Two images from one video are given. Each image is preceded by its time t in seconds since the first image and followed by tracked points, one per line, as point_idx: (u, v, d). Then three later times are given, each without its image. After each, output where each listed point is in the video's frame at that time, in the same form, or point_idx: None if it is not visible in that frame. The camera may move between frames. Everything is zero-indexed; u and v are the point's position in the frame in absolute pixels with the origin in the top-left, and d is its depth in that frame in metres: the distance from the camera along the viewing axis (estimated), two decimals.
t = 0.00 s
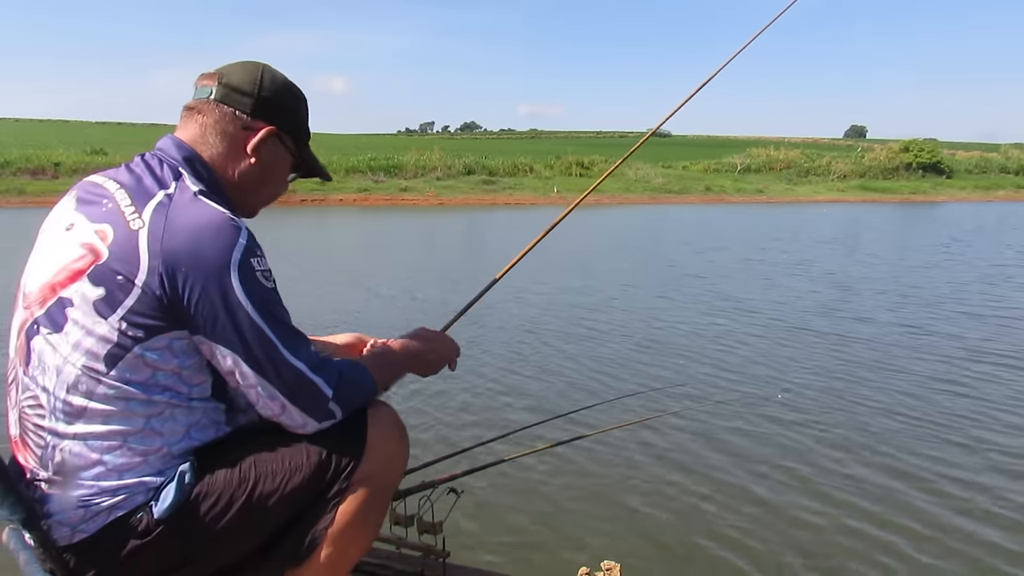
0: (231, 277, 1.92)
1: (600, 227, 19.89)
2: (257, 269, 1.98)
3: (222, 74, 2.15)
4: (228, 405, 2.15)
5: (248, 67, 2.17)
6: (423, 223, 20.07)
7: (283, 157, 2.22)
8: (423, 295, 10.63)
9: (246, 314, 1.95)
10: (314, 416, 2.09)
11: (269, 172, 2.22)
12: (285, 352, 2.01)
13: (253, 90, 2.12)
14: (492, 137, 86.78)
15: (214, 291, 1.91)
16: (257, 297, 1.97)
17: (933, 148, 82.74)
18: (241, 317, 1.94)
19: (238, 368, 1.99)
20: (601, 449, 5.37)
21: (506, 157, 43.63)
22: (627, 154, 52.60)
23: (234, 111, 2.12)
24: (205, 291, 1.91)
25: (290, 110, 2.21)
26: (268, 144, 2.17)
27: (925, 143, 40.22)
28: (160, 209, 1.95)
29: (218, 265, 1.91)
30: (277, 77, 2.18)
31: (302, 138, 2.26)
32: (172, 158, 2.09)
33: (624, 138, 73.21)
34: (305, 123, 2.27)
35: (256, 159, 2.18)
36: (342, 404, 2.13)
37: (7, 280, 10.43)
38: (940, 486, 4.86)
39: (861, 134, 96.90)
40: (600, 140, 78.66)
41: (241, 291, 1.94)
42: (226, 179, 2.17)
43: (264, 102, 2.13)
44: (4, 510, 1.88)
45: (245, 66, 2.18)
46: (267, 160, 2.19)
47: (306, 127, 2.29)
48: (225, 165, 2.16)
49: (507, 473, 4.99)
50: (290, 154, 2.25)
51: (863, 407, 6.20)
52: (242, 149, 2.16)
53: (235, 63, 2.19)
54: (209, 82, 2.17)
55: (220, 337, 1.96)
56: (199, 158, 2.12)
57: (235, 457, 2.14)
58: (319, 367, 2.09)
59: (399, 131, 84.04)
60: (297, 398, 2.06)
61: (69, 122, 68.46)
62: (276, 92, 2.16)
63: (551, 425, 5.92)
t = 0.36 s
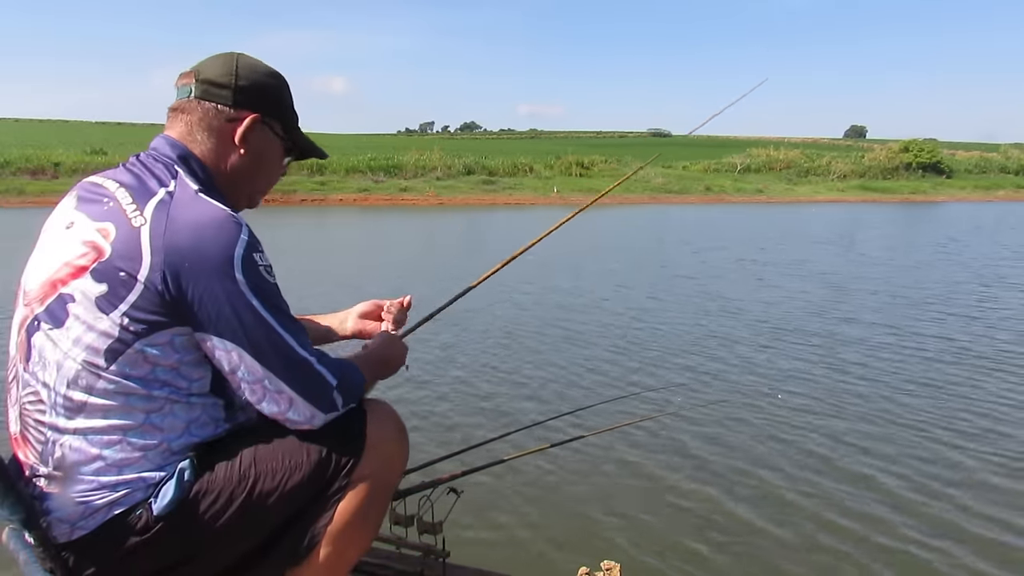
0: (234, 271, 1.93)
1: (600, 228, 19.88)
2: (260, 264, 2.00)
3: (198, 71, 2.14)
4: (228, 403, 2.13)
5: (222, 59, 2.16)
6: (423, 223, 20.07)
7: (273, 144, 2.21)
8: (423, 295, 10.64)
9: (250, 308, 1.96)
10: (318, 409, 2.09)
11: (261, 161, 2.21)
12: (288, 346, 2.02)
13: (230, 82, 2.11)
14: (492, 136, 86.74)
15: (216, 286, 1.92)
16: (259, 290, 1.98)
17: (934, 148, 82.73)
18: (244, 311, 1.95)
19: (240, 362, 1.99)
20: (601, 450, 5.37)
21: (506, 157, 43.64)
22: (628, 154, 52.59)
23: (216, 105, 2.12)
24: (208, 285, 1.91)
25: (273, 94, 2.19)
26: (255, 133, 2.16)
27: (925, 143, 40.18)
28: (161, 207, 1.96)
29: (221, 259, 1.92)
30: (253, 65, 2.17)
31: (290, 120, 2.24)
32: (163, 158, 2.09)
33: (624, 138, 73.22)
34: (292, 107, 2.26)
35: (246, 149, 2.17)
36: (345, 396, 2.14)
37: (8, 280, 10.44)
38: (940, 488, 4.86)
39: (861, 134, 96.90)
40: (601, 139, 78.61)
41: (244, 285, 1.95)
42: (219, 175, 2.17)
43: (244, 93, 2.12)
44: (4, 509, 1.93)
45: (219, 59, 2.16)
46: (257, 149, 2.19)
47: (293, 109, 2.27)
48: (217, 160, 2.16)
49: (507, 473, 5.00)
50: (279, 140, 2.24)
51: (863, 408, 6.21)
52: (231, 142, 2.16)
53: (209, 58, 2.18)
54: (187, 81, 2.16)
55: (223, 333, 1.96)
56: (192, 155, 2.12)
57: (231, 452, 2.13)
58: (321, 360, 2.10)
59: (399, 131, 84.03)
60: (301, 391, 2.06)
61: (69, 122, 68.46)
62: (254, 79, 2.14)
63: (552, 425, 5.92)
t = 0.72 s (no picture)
0: (240, 269, 1.94)
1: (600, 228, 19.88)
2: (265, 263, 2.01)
3: (196, 73, 2.13)
4: (229, 404, 2.16)
5: (218, 59, 2.15)
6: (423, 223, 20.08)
7: (273, 143, 2.21)
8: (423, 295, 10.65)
9: (257, 307, 1.96)
10: (325, 408, 2.09)
11: (262, 160, 2.21)
12: (294, 344, 2.02)
13: (227, 83, 2.10)
14: (492, 136, 86.72)
15: (223, 283, 1.92)
16: (264, 288, 1.98)
17: (935, 148, 82.66)
18: (249, 308, 1.95)
19: (246, 360, 1.99)
20: (602, 450, 5.37)
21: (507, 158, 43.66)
22: (628, 154, 52.58)
23: (214, 107, 2.12)
24: (215, 283, 1.92)
25: (271, 90, 2.17)
26: (255, 132, 2.16)
27: (925, 143, 40.17)
28: (168, 207, 1.96)
29: (227, 257, 1.92)
30: (250, 63, 2.15)
31: (290, 116, 2.23)
32: (165, 160, 2.09)
33: (624, 138, 73.22)
34: (292, 104, 2.25)
35: (246, 149, 2.17)
36: (350, 395, 2.14)
37: (8, 280, 10.45)
38: (940, 488, 4.86)
39: (861, 134, 96.90)
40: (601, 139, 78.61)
41: (250, 283, 1.95)
42: (222, 176, 2.17)
43: (243, 92, 2.12)
44: (4, 508, 1.95)
45: (215, 59, 2.16)
46: (257, 149, 2.18)
47: (292, 104, 2.26)
48: (218, 161, 2.16)
49: (507, 473, 5.00)
50: (280, 138, 2.23)
51: (864, 409, 6.21)
52: (231, 143, 2.15)
53: (206, 58, 2.17)
54: (186, 84, 2.16)
55: (229, 330, 1.96)
56: (194, 157, 2.13)
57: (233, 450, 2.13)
58: (326, 359, 2.10)
59: (399, 131, 84.08)
60: (307, 389, 2.05)
61: (69, 121, 68.49)
62: (252, 78, 2.13)
63: (552, 425, 5.93)
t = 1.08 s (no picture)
0: (189, 262, 1.89)
1: (600, 227, 19.88)
2: (220, 260, 1.95)
3: (151, 81, 2.09)
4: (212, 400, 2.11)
5: (169, 63, 2.12)
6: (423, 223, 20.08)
7: (240, 138, 2.23)
8: (422, 295, 10.65)
9: (202, 301, 1.91)
10: (270, 414, 1.99)
11: (233, 157, 2.23)
12: (240, 344, 1.95)
13: (190, 92, 2.09)
14: (492, 135, 86.72)
15: (169, 275, 1.89)
16: (215, 286, 1.92)
17: (935, 147, 82.65)
18: (196, 302, 1.90)
19: (192, 355, 1.94)
20: (602, 449, 5.37)
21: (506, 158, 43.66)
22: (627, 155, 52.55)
23: (182, 117, 2.12)
24: (162, 274, 1.89)
25: (229, 87, 2.17)
26: (224, 131, 2.17)
27: (925, 143, 40.15)
28: (125, 203, 1.98)
29: (176, 251, 1.89)
30: (203, 63, 2.14)
31: (250, 108, 2.24)
32: (137, 170, 2.08)
33: (624, 138, 73.22)
34: (249, 97, 2.26)
35: (217, 149, 2.19)
36: (301, 403, 2.04)
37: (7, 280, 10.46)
38: (941, 487, 4.87)
39: (861, 134, 96.92)
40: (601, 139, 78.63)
41: (199, 279, 1.90)
42: (197, 181, 2.19)
43: (207, 95, 2.12)
44: (4, 507, 1.93)
45: (166, 63, 2.12)
46: (227, 147, 2.20)
47: (247, 94, 2.25)
48: (191, 167, 2.17)
49: (507, 473, 5.00)
50: (245, 132, 2.25)
51: (864, 408, 6.21)
52: (202, 146, 2.16)
53: (156, 63, 2.13)
54: (142, 93, 2.12)
55: (175, 325, 1.92)
56: (168, 167, 2.13)
57: (222, 447, 2.13)
58: (279, 364, 2.01)
59: (399, 131, 84.18)
60: (251, 391, 1.97)
61: (69, 122, 68.54)
62: (212, 80, 2.12)
63: (552, 424, 5.93)
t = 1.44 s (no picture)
0: (186, 263, 1.89)
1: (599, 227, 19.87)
2: (217, 261, 1.95)
3: (147, 77, 2.09)
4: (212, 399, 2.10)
5: (165, 61, 2.12)
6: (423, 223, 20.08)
7: (237, 135, 2.23)
8: (422, 295, 10.65)
9: (198, 301, 1.90)
10: (267, 416, 1.99)
11: (230, 155, 2.23)
12: (233, 343, 1.94)
13: (186, 88, 2.09)
14: (493, 135, 86.70)
15: (165, 274, 1.88)
16: (213, 286, 1.92)
17: (936, 146, 82.58)
18: (193, 303, 1.90)
19: (187, 356, 1.94)
20: (602, 450, 5.37)
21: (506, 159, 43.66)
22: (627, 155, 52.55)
23: (177, 114, 2.11)
24: (156, 273, 1.89)
25: (226, 84, 2.17)
26: (221, 128, 2.17)
27: (925, 143, 40.13)
28: (122, 202, 1.97)
29: (173, 251, 1.89)
30: (199, 60, 2.14)
31: (246, 105, 2.24)
32: (135, 167, 2.08)
33: (624, 138, 73.21)
34: (245, 94, 2.26)
35: (214, 146, 2.18)
36: (298, 405, 2.04)
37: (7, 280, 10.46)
38: (942, 488, 4.87)
39: (860, 133, 96.91)
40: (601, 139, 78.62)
41: (197, 279, 1.90)
42: (192, 178, 2.18)
43: (203, 92, 2.11)
44: (5, 507, 1.92)
45: (163, 61, 2.12)
46: (224, 145, 2.20)
47: (243, 91, 2.26)
48: (186, 164, 2.16)
49: (508, 473, 5.00)
50: (241, 129, 2.26)
51: (865, 409, 6.22)
52: (198, 142, 2.16)
53: (151, 61, 2.13)
54: (138, 91, 2.12)
55: (172, 325, 1.92)
56: (164, 165, 2.13)
57: (222, 448, 2.13)
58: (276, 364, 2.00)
59: (399, 132, 84.19)
60: (247, 392, 1.96)
61: (69, 122, 68.56)
62: (207, 77, 2.12)
63: (552, 424, 5.93)
